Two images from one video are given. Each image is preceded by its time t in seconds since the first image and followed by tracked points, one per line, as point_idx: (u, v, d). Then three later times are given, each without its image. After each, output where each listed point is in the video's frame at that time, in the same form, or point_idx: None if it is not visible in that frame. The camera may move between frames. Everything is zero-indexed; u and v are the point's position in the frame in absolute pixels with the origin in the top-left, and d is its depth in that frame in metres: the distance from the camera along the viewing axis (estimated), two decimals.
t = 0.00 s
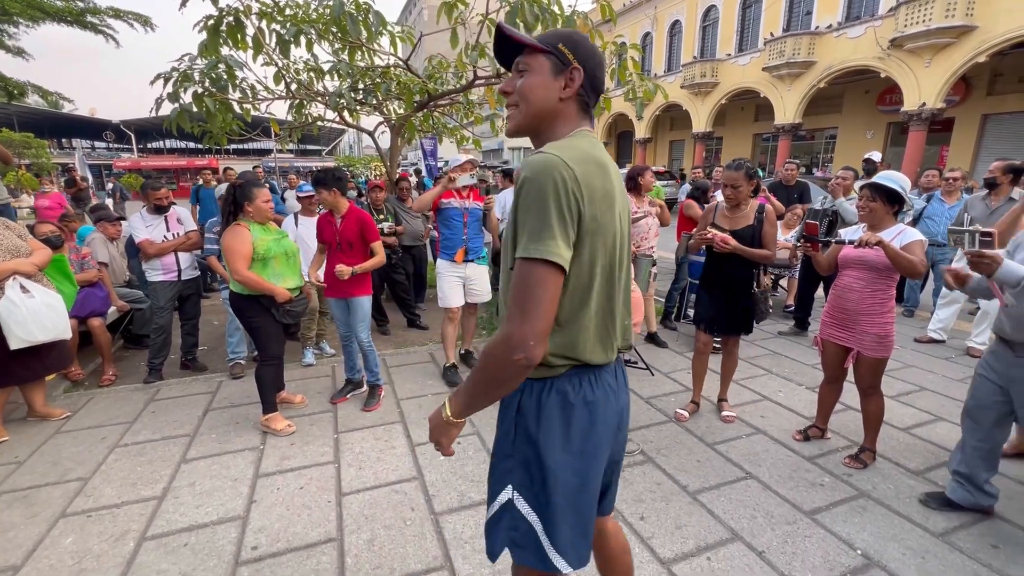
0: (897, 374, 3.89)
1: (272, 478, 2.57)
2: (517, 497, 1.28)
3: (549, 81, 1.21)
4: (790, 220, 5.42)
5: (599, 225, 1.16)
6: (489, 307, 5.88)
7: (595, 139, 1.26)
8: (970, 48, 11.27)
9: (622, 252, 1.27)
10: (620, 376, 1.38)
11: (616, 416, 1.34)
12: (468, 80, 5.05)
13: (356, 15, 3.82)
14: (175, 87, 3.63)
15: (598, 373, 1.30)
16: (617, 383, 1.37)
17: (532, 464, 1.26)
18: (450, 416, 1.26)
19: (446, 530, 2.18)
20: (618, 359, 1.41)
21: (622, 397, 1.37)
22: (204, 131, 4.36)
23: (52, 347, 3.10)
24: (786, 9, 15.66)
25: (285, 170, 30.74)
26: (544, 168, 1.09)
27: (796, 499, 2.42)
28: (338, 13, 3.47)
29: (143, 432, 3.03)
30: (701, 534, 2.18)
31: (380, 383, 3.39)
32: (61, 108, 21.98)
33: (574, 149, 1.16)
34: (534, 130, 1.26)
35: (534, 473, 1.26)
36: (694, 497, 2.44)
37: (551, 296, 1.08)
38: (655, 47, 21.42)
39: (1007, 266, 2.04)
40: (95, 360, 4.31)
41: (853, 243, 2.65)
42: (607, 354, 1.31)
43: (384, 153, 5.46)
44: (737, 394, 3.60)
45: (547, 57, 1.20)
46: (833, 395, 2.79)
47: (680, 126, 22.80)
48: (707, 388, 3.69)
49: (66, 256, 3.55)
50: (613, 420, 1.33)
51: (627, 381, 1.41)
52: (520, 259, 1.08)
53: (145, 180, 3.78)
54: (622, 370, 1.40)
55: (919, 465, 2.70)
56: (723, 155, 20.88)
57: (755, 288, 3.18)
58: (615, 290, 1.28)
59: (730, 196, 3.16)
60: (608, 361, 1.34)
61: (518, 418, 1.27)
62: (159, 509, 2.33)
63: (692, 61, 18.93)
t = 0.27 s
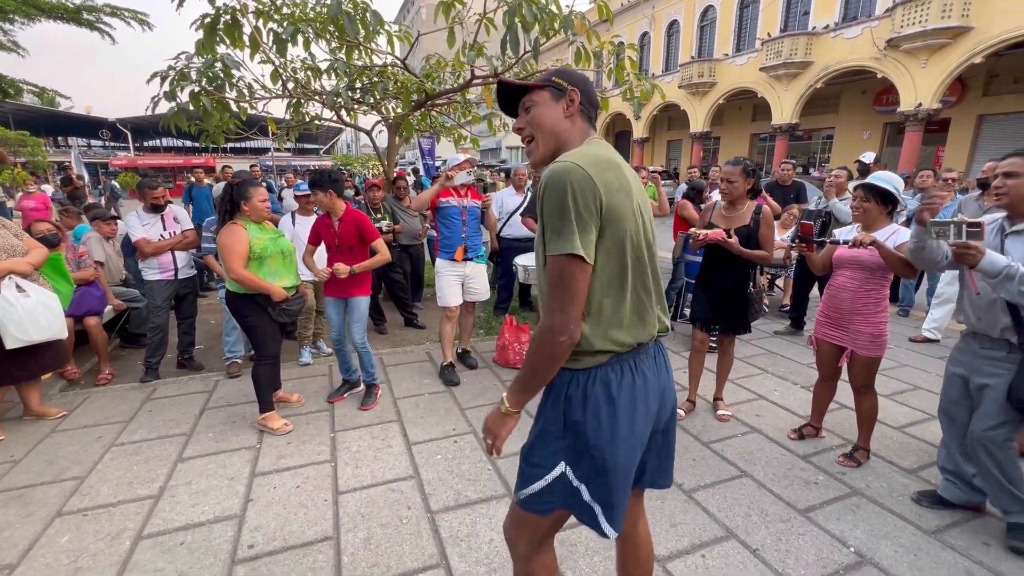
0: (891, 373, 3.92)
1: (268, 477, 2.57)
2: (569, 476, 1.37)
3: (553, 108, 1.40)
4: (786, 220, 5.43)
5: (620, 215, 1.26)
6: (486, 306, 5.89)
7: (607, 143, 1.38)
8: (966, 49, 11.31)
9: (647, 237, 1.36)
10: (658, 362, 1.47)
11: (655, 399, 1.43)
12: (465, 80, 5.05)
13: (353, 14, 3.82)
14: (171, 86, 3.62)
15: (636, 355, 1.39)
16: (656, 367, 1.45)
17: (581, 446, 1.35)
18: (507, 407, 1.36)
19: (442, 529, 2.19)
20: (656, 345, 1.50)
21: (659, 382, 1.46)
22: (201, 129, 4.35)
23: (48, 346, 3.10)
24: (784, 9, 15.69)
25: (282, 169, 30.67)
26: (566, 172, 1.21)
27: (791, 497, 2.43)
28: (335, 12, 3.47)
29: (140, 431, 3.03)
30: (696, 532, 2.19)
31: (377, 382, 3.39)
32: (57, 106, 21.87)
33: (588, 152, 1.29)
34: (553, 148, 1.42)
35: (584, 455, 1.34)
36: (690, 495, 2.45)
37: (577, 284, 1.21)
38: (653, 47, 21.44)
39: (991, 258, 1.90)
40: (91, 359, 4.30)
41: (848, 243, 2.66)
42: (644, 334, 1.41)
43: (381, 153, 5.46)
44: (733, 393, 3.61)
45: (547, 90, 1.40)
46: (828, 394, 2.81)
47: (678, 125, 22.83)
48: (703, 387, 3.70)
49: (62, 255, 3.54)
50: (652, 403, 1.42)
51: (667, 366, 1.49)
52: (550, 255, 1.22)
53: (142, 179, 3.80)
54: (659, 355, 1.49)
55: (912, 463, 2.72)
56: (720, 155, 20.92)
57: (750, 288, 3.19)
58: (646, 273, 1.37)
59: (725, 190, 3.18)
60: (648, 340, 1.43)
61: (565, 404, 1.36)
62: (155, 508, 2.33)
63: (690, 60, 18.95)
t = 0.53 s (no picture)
0: (888, 372, 3.92)
1: (262, 477, 2.54)
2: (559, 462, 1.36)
3: (554, 110, 1.38)
4: (783, 218, 5.42)
5: (626, 217, 1.25)
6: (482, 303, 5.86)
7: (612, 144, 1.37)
8: (961, 48, 11.34)
9: (651, 236, 1.35)
10: (653, 352, 1.46)
11: (649, 388, 1.42)
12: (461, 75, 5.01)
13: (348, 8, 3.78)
14: (164, 80, 3.57)
15: (636, 349, 1.39)
16: (652, 359, 1.44)
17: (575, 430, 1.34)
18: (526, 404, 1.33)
19: (438, 530, 2.16)
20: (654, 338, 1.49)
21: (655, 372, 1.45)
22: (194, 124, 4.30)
23: (37, 344, 3.05)
24: (781, 7, 15.69)
25: (277, 165, 30.49)
26: (572, 174, 1.20)
27: (788, 496, 2.43)
28: (331, 7, 3.43)
29: (132, 431, 2.99)
30: (694, 532, 2.18)
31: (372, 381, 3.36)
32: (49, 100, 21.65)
33: (594, 153, 1.27)
34: (557, 150, 1.41)
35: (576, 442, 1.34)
36: (687, 495, 2.44)
37: (588, 286, 1.19)
38: (650, 44, 21.40)
39: (987, 255, 1.87)
40: (82, 357, 4.25)
41: (846, 241, 2.65)
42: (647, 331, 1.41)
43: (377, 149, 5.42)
44: (730, 391, 3.60)
45: (548, 92, 1.38)
46: (826, 393, 2.80)
47: (674, 123, 22.83)
48: (700, 386, 3.69)
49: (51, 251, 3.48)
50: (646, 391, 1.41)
51: (664, 359, 1.49)
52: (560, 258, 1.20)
53: (133, 174, 3.71)
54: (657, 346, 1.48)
55: (910, 462, 2.71)
56: (717, 153, 20.93)
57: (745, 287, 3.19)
58: (649, 271, 1.37)
59: (721, 187, 3.13)
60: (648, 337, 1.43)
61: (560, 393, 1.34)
62: (146, 509, 2.30)
63: (687, 58, 18.94)
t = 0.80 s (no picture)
0: (880, 373, 3.95)
1: (254, 481, 2.51)
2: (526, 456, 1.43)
3: (558, 114, 1.36)
4: (777, 217, 5.42)
5: (612, 229, 1.30)
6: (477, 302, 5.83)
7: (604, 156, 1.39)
8: (953, 48, 11.41)
9: (628, 249, 1.40)
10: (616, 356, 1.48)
11: (612, 389, 1.45)
12: (456, 71, 4.96)
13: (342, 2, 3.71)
14: (152, 74, 3.49)
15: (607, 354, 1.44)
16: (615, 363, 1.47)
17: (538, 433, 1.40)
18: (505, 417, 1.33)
19: (433, 535, 2.15)
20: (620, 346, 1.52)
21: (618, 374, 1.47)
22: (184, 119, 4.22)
23: (23, 345, 2.99)
24: (775, 5, 15.70)
25: (268, 158, 30.16)
26: (566, 185, 1.23)
27: (783, 500, 2.43)
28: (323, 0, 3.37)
29: (121, 433, 2.94)
30: (689, 538, 2.18)
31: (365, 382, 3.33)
32: (34, 91, 21.24)
33: (587, 165, 1.31)
34: (554, 154, 1.40)
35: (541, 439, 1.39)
36: (683, 499, 2.44)
37: (578, 291, 1.21)
38: (644, 40, 21.36)
39: (979, 265, 1.81)
40: (69, 356, 4.18)
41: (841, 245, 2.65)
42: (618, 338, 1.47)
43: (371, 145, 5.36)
44: (725, 393, 3.61)
45: (553, 94, 1.36)
46: (820, 396, 2.81)
47: (669, 120, 22.83)
48: (695, 387, 3.70)
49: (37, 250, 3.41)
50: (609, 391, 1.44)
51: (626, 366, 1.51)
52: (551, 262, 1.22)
53: (122, 169, 3.63)
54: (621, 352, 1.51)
55: (902, 465, 2.73)
56: (710, 150, 20.98)
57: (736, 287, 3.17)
58: (623, 282, 1.41)
59: (704, 192, 3.11)
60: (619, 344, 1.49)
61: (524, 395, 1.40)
62: (136, 515, 2.26)
63: (681, 54, 18.92)
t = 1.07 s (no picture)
0: (875, 378, 3.99)
1: (258, 486, 2.55)
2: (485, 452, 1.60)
3: (516, 137, 1.48)
4: (776, 222, 5.45)
5: (546, 253, 1.41)
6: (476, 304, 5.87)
7: (555, 181, 1.50)
8: (953, 50, 11.43)
9: (571, 271, 1.50)
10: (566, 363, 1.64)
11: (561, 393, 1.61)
12: (457, 74, 4.98)
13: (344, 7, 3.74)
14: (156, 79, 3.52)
15: (550, 364, 1.56)
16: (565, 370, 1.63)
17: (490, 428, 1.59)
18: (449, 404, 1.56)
19: (434, 541, 2.19)
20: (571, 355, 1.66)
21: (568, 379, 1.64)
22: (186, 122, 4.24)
23: (28, 350, 3.02)
24: (776, 5, 15.70)
25: (268, 155, 30.11)
26: (502, 210, 1.36)
27: (777, 507, 2.48)
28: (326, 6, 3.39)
29: (125, 437, 2.98)
30: (685, 544, 2.23)
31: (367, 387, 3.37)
32: (33, 86, 21.19)
33: (531, 192, 1.42)
34: (510, 174, 1.52)
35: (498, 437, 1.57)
36: (679, 505, 2.49)
37: (500, 303, 1.36)
38: (645, 39, 21.34)
39: (963, 286, 1.82)
40: (72, 358, 4.21)
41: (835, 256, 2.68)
42: (561, 350, 1.58)
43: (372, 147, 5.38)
44: (722, 398, 3.65)
45: (512, 119, 1.47)
46: (815, 404, 2.85)
47: (669, 119, 22.83)
48: (692, 392, 3.74)
49: (42, 255, 3.44)
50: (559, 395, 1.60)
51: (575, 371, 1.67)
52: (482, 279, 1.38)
53: (126, 174, 3.66)
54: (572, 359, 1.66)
55: (895, 472, 2.78)
56: (710, 150, 21.00)
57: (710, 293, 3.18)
58: (565, 301, 1.52)
59: (669, 206, 3.15)
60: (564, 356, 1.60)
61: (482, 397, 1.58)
62: (142, 520, 2.30)
63: (682, 54, 18.92)
